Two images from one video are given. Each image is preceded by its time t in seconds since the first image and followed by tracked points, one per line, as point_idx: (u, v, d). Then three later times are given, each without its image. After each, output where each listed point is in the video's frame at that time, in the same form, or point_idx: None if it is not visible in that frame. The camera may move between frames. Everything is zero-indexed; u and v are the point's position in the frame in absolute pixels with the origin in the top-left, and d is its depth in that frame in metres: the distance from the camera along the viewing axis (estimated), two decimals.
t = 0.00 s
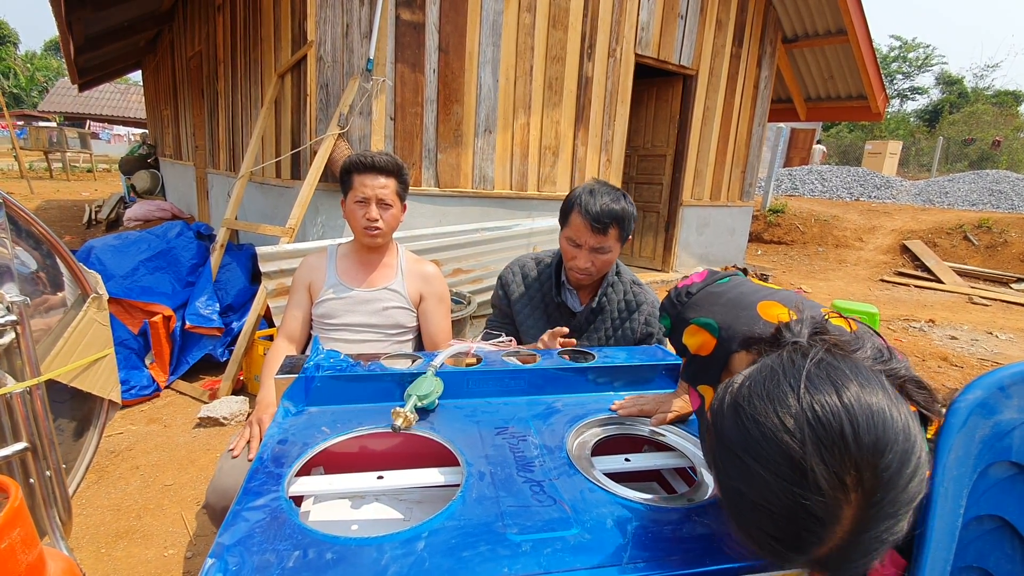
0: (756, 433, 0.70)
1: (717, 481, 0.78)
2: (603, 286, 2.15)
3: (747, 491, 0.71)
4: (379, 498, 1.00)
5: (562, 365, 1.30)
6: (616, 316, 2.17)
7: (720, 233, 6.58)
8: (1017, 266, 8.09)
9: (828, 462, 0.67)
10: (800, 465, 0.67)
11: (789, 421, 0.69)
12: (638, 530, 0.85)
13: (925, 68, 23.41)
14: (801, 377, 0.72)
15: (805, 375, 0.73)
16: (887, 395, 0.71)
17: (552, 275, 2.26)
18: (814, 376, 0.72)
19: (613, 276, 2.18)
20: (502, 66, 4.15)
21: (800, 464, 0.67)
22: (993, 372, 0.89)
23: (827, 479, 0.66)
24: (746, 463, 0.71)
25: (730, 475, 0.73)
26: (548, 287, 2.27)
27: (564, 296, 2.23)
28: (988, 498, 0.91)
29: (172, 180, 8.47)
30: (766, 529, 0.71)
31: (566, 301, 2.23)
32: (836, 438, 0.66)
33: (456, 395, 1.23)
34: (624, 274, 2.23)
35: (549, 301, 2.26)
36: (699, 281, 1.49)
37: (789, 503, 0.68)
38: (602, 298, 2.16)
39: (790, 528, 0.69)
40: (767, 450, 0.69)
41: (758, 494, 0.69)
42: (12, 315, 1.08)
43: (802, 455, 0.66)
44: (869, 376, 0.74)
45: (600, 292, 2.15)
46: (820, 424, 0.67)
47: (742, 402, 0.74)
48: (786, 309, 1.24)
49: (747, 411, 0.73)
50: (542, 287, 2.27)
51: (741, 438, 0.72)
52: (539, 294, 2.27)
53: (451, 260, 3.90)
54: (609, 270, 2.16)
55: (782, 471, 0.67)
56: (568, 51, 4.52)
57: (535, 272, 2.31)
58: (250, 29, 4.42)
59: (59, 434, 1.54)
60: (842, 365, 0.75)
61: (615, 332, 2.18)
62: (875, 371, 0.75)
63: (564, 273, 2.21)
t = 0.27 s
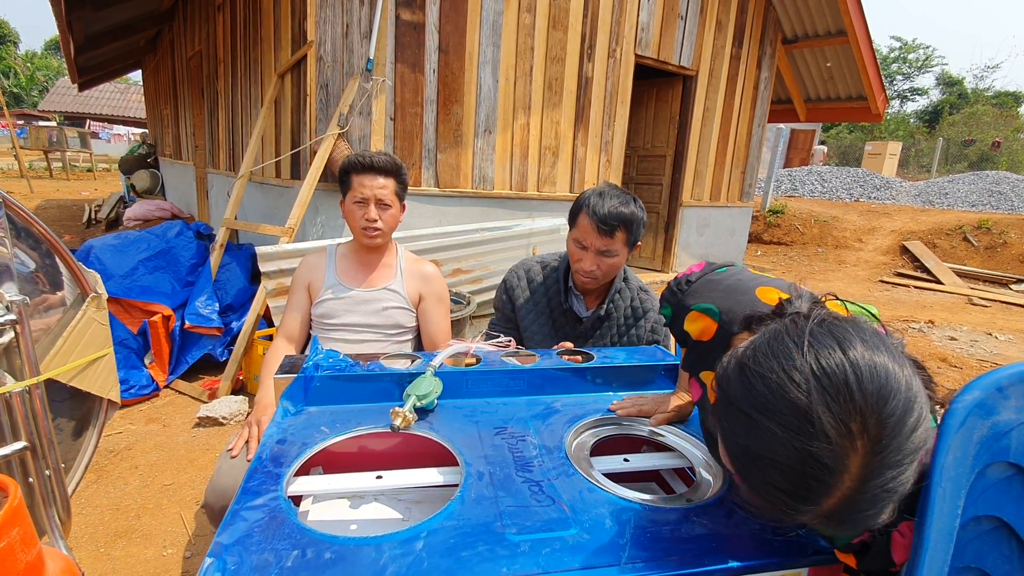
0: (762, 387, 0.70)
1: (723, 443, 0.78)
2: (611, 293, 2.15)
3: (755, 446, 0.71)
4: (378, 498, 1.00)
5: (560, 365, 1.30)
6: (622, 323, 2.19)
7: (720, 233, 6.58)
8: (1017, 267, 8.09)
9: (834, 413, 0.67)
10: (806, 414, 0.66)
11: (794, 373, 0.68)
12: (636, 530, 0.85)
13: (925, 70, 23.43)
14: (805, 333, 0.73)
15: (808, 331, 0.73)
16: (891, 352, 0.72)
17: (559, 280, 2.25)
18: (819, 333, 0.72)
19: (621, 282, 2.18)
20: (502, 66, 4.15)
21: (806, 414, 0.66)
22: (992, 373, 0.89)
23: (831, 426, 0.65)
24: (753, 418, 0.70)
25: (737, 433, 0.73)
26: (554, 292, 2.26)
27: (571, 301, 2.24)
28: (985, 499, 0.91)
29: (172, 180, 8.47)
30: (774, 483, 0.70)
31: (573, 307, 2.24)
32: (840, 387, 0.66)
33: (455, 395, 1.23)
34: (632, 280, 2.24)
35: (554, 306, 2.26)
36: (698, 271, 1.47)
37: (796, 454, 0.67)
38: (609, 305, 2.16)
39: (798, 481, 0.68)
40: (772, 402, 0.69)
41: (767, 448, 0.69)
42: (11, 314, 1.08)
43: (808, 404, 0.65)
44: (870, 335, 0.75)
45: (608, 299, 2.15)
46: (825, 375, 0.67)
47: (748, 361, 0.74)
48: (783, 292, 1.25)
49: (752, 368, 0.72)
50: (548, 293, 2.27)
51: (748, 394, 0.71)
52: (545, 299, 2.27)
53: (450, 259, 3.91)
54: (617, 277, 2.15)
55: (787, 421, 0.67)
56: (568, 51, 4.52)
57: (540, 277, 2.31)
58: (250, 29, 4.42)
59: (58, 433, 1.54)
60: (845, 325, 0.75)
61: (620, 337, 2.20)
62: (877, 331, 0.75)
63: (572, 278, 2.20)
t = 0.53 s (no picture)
0: (790, 365, 0.70)
1: (747, 424, 0.77)
2: (616, 297, 2.16)
3: (781, 424, 0.70)
4: (377, 497, 1.00)
5: (559, 364, 1.30)
6: (626, 326, 2.20)
7: (720, 233, 6.58)
8: (1016, 268, 8.10)
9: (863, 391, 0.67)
10: (836, 390, 0.66)
11: (823, 351, 0.69)
12: (636, 529, 0.85)
13: (925, 70, 23.45)
14: (831, 315, 0.73)
15: (834, 313, 0.73)
16: (917, 333, 0.72)
17: (563, 283, 2.25)
18: (845, 314, 0.73)
19: (626, 285, 2.20)
20: (502, 66, 4.15)
21: (835, 390, 0.66)
22: (991, 372, 0.89)
23: (861, 401, 0.65)
24: (780, 395, 0.70)
25: (762, 411, 0.73)
26: (558, 294, 2.25)
27: (576, 304, 2.23)
28: (984, 498, 0.91)
29: (171, 179, 8.47)
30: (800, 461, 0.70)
31: (578, 310, 2.24)
32: (869, 364, 0.66)
33: (454, 394, 1.23)
34: (636, 284, 2.25)
35: (559, 310, 2.26)
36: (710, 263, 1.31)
37: (825, 430, 0.67)
38: (615, 309, 2.18)
39: (826, 458, 0.67)
40: (801, 379, 0.68)
41: (794, 426, 0.69)
42: (10, 313, 1.08)
43: (838, 379, 0.65)
44: (896, 317, 0.75)
45: (614, 303, 2.16)
46: (854, 353, 0.67)
47: (774, 341, 0.74)
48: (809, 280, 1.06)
49: (779, 348, 0.72)
50: (553, 296, 2.27)
51: (775, 373, 0.71)
52: (549, 302, 2.26)
53: (450, 259, 3.91)
54: (621, 280, 2.17)
55: (816, 398, 0.67)
56: (569, 51, 4.52)
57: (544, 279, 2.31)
58: (250, 28, 4.42)
59: (57, 432, 1.54)
60: (870, 307, 0.76)
61: (624, 340, 2.21)
62: (902, 315, 0.76)
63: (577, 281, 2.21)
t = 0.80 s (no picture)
0: (813, 362, 0.69)
1: (771, 421, 0.76)
2: (611, 291, 2.16)
3: (808, 421, 0.69)
4: (375, 496, 1.00)
5: (558, 363, 1.30)
6: (622, 321, 2.19)
7: (719, 233, 6.58)
8: (1015, 269, 8.10)
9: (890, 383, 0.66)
10: (864, 386, 0.65)
11: (847, 346, 0.67)
12: (634, 528, 0.85)
13: (924, 71, 23.46)
14: (851, 307, 0.71)
15: (854, 305, 0.72)
16: (938, 321, 0.71)
17: (557, 278, 2.24)
18: (865, 306, 0.71)
19: (621, 279, 2.19)
20: (501, 66, 4.14)
21: (863, 385, 0.65)
22: (990, 371, 0.89)
23: (890, 395, 0.64)
24: (806, 393, 0.69)
25: (786, 408, 0.72)
26: (553, 291, 2.25)
27: (572, 300, 2.23)
28: (982, 498, 0.91)
29: (170, 179, 8.46)
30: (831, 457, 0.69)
31: (574, 306, 2.24)
32: (895, 357, 0.65)
33: (452, 394, 1.23)
34: (632, 277, 2.24)
35: (555, 307, 2.25)
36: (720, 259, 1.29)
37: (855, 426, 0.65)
38: (611, 304, 2.17)
39: (858, 454, 0.66)
40: (828, 377, 0.67)
41: (822, 422, 0.67)
42: (8, 312, 1.08)
43: (866, 374, 0.64)
44: (915, 305, 0.74)
45: (608, 297, 2.16)
46: (879, 346, 0.66)
47: (795, 338, 0.72)
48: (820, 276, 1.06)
49: (801, 345, 0.71)
50: (547, 292, 2.26)
51: (798, 369, 0.70)
52: (543, 298, 2.26)
53: (450, 258, 3.91)
54: (616, 274, 2.17)
55: (844, 393, 0.66)
56: (568, 51, 4.52)
57: (538, 275, 2.30)
58: (249, 28, 4.42)
59: (55, 431, 1.54)
60: (888, 296, 0.74)
61: (621, 336, 2.21)
62: (920, 301, 0.75)
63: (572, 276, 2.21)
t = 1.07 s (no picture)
0: (825, 394, 0.68)
1: (782, 449, 0.76)
2: (596, 284, 2.16)
3: (821, 454, 0.69)
4: (374, 496, 1.00)
5: (557, 363, 1.30)
6: (610, 313, 2.20)
7: (718, 233, 6.59)
8: (1014, 269, 8.11)
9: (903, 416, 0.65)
10: (877, 420, 0.64)
11: (859, 378, 0.67)
12: (632, 527, 0.86)
13: (923, 71, 23.49)
14: (861, 335, 0.71)
15: (865, 333, 0.71)
16: (950, 347, 0.70)
17: (543, 273, 2.25)
18: (876, 334, 0.70)
19: (605, 272, 2.20)
20: (500, 65, 4.14)
21: (877, 420, 0.64)
22: (987, 370, 0.89)
23: (904, 430, 0.64)
24: (818, 425, 0.68)
25: (797, 439, 0.71)
26: (540, 286, 2.25)
27: (558, 294, 2.21)
28: (978, 497, 0.92)
29: (170, 178, 8.46)
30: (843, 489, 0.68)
31: (561, 300, 2.22)
32: (909, 391, 0.64)
33: (450, 393, 1.22)
34: (617, 270, 2.26)
35: (543, 302, 2.25)
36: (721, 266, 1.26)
37: (870, 461, 0.65)
38: (597, 296, 2.18)
39: (872, 488, 0.66)
40: (840, 410, 0.67)
41: (835, 455, 0.67)
42: (7, 311, 1.08)
43: (879, 409, 0.64)
44: (926, 330, 0.73)
45: (594, 290, 2.15)
46: (892, 379, 0.65)
47: (806, 367, 0.71)
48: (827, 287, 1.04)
49: (812, 375, 0.70)
50: (534, 288, 2.26)
51: (809, 401, 0.69)
52: (531, 294, 2.26)
53: (449, 258, 3.91)
54: (600, 267, 2.17)
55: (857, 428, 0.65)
56: (568, 51, 4.52)
57: (524, 270, 2.30)
58: (249, 27, 4.42)
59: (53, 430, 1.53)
60: (899, 322, 0.73)
61: (610, 329, 2.22)
62: (931, 326, 0.74)
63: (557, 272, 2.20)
